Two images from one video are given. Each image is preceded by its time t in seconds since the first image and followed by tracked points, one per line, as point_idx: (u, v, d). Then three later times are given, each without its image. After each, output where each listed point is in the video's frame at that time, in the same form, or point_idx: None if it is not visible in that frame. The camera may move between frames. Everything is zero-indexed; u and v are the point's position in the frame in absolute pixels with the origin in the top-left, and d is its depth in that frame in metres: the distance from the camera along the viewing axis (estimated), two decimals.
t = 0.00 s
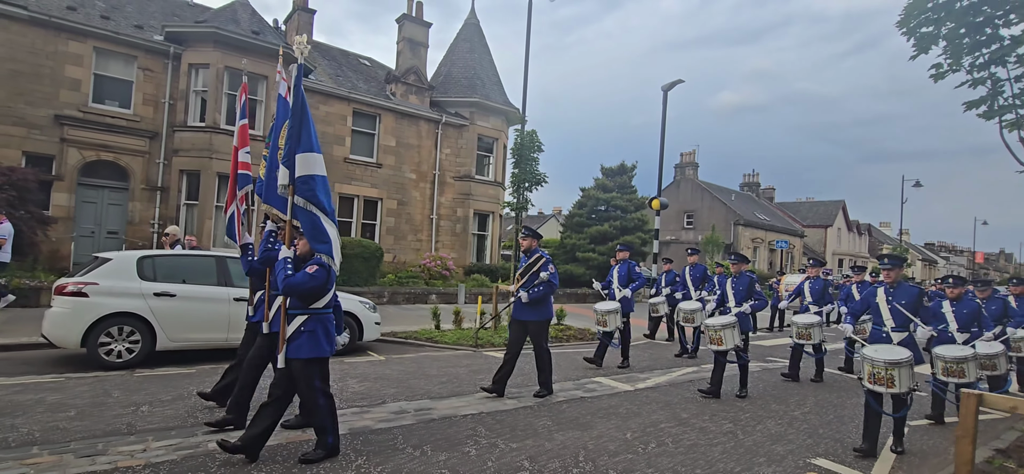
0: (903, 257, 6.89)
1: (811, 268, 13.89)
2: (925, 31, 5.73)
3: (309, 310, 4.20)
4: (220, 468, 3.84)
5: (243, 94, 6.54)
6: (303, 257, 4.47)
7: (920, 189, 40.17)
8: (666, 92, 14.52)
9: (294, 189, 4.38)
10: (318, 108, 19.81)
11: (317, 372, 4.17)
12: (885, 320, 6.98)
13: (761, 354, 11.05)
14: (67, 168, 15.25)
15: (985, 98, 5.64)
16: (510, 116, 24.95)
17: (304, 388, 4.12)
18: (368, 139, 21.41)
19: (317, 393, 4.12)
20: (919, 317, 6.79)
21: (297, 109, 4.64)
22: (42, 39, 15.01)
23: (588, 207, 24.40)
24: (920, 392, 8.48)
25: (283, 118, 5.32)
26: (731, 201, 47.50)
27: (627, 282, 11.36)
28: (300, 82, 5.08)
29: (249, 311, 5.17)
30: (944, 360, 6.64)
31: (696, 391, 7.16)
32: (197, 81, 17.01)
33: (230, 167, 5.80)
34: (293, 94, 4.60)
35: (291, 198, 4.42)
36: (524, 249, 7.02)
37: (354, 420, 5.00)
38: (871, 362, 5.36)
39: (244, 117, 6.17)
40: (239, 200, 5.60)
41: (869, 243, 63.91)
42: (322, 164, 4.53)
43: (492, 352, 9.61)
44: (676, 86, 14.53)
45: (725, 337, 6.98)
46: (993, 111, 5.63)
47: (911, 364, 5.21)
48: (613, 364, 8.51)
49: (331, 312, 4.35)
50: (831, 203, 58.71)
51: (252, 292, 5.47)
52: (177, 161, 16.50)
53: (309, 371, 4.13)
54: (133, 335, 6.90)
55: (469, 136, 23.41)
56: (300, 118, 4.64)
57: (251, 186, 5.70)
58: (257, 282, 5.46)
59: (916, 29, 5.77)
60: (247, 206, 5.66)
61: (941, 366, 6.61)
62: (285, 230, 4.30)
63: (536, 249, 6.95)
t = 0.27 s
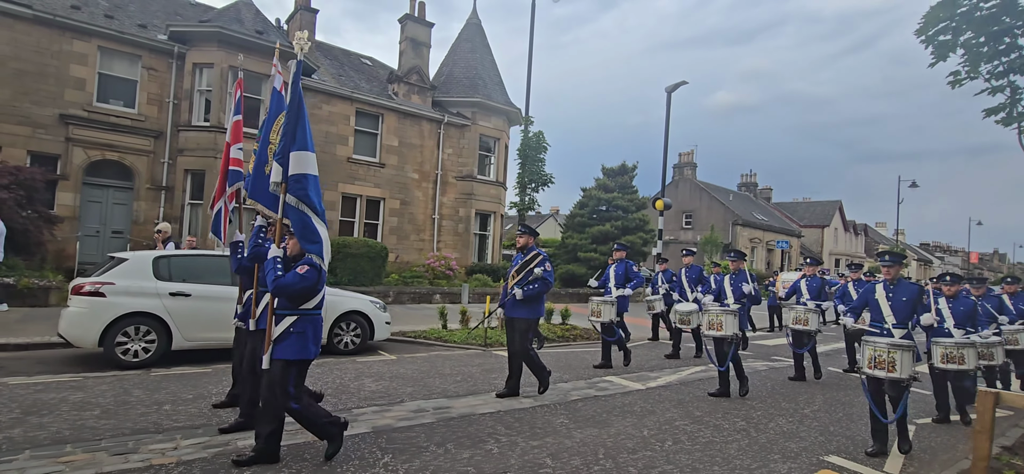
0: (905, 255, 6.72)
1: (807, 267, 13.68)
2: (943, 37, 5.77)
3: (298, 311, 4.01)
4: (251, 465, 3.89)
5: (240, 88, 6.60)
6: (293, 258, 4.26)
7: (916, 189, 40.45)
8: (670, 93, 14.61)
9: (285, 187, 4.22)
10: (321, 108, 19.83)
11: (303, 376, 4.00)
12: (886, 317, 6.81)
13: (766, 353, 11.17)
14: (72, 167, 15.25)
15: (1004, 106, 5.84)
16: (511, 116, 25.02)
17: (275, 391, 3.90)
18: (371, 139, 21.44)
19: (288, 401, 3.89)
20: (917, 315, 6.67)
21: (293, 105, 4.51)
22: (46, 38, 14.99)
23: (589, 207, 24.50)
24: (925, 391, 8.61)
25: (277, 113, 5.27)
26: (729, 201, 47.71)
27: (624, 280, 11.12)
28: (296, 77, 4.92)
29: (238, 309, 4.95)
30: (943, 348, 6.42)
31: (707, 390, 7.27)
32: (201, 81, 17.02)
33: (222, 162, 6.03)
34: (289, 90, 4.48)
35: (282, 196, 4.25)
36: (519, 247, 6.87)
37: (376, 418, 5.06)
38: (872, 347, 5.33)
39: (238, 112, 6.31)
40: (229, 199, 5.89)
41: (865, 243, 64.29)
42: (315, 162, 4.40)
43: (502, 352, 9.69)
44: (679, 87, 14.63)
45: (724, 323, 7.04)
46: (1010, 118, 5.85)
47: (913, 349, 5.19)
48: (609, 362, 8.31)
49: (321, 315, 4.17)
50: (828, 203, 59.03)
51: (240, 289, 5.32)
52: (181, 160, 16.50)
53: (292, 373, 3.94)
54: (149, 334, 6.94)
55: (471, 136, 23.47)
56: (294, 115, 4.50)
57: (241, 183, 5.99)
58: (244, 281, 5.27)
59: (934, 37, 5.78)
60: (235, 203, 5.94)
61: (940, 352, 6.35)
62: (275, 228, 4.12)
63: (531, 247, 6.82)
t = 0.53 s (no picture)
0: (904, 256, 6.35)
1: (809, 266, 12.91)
2: (954, 46, 5.60)
3: (287, 309, 4.00)
4: (273, 465, 3.96)
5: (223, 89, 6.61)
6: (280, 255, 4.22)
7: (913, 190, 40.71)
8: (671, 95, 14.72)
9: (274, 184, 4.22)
10: (323, 109, 19.86)
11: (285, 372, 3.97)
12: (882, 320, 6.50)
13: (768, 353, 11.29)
14: (74, 167, 15.25)
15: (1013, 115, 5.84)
16: (512, 117, 25.09)
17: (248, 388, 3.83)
18: (372, 140, 21.49)
19: (258, 394, 3.80)
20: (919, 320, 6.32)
21: (281, 101, 4.53)
22: (48, 39, 14.99)
23: (589, 207, 24.61)
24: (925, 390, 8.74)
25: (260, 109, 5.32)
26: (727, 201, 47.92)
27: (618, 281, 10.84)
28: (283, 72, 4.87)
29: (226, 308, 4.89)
30: (938, 354, 6.34)
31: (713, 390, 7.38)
32: (203, 81, 17.04)
33: (206, 161, 6.12)
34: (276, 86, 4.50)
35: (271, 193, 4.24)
36: (512, 248, 6.66)
37: (391, 418, 5.14)
38: (870, 355, 5.32)
39: (222, 110, 6.35)
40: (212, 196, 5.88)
41: (861, 244, 64.62)
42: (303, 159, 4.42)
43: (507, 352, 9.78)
44: (681, 90, 14.74)
45: (722, 331, 6.91)
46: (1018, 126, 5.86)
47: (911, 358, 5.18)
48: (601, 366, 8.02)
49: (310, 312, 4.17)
50: (825, 204, 59.32)
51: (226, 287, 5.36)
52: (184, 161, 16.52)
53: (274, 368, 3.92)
54: (161, 335, 7.00)
55: (472, 137, 23.53)
56: (282, 112, 4.52)
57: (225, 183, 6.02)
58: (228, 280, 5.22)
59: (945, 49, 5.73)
60: (218, 203, 5.89)
61: (935, 358, 6.29)
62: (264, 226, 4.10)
63: (522, 248, 6.60)
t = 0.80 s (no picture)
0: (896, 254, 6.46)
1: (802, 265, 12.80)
2: (954, 52, 5.72)
3: (261, 313, 3.92)
4: (290, 461, 4.01)
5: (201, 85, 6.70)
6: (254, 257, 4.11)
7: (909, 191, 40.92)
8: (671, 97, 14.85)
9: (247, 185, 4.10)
10: (324, 110, 19.91)
11: (262, 379, 3.87)
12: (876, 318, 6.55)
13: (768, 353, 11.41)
14: (76, 168, 15.26)
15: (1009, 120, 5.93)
16: (511, 118, 25.19)
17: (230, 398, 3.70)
18: (372, 141, 21.55)
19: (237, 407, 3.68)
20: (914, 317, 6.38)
21: (255, 102, 4.46)
22: (50, 39, 15.01)
23: (589, 208, 24.73)
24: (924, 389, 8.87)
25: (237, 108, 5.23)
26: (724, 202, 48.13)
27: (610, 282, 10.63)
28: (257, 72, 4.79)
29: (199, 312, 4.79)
30: (929, 354, 6.36)
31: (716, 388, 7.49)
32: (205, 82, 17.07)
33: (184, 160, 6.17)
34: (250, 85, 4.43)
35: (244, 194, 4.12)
36: (500, 247, 6.58)
37: (402, 416, 5.22)
38: (861, 356, 5.26)
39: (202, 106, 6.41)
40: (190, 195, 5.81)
41: (858, 244, 64.93)
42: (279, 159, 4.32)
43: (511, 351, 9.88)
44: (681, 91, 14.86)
45: (712, 333, 6.73)
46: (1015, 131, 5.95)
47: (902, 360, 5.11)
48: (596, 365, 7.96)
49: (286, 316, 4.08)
50: (822, 204, 59.59)
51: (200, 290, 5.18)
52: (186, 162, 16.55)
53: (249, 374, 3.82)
54: (170, 334, 7.06)
55: (472, 138, 23.61)
56: (257, 112, 4.44)
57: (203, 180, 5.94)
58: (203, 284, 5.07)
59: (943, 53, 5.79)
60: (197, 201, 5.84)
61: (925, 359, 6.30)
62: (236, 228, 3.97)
63: (513, 247, 6.56)
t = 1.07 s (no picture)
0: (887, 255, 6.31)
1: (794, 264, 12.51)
2: (951, 60, 5.79)
3: (231, 313, 3.80)
4: (303, 460, 4.08)
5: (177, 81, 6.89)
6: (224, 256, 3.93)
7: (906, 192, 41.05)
8: (671, 98, 14.95)
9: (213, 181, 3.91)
10: (324, 111, 19.95)
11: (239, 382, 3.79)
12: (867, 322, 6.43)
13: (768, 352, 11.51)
14: (78, 170, 15.28)
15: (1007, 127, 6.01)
16: (511, 119, 25.27)
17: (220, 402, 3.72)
18: (373, 142, 21.62)
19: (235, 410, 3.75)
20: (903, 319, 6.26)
21: (222, 95, 4.27)
22: (52, 41, 15.05)
23: (588, 209, 24.84)
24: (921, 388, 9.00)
25: (208, 100, 5.06)
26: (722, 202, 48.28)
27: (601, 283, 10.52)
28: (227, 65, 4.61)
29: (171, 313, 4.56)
30: (921, 361, 6.45)
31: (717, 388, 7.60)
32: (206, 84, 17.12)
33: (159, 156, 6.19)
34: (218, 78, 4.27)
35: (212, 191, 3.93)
36: (485, 247, 6.51)
37: (410, 416, 5.30)
38: (851, 368, 5.10)
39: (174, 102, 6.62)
40: (166, 192, 5.94)
41: (855, 244, 65.16)
42: (248, 153, 4.09)
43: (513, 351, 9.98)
44: (680, 93, 14.96)
45: (703, 341, 6.75)
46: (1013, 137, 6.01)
47: (892, 369, 4.98)
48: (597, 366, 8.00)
49: (259, 317, 3.95)
50: (820, 204, 59.78)
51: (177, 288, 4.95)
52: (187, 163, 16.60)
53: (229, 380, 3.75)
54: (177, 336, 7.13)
55: (472, 139, 23.69)
56: (225, 105, 4.24)
57: (174, 175, 5.96)
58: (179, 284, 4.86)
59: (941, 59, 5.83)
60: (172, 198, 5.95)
61: (918, 367, 6.40)
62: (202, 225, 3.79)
63: (498, 247, 6.47)
